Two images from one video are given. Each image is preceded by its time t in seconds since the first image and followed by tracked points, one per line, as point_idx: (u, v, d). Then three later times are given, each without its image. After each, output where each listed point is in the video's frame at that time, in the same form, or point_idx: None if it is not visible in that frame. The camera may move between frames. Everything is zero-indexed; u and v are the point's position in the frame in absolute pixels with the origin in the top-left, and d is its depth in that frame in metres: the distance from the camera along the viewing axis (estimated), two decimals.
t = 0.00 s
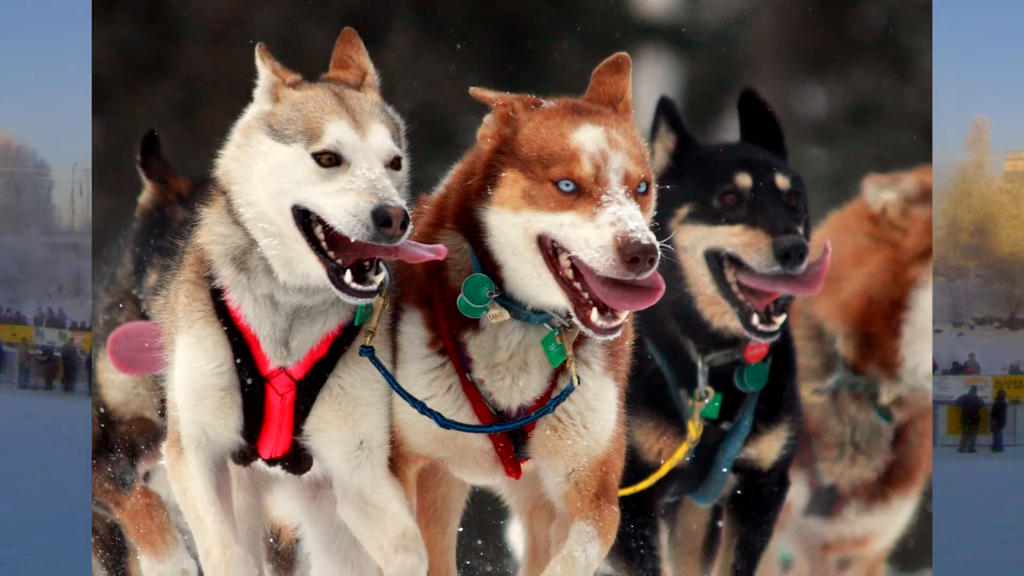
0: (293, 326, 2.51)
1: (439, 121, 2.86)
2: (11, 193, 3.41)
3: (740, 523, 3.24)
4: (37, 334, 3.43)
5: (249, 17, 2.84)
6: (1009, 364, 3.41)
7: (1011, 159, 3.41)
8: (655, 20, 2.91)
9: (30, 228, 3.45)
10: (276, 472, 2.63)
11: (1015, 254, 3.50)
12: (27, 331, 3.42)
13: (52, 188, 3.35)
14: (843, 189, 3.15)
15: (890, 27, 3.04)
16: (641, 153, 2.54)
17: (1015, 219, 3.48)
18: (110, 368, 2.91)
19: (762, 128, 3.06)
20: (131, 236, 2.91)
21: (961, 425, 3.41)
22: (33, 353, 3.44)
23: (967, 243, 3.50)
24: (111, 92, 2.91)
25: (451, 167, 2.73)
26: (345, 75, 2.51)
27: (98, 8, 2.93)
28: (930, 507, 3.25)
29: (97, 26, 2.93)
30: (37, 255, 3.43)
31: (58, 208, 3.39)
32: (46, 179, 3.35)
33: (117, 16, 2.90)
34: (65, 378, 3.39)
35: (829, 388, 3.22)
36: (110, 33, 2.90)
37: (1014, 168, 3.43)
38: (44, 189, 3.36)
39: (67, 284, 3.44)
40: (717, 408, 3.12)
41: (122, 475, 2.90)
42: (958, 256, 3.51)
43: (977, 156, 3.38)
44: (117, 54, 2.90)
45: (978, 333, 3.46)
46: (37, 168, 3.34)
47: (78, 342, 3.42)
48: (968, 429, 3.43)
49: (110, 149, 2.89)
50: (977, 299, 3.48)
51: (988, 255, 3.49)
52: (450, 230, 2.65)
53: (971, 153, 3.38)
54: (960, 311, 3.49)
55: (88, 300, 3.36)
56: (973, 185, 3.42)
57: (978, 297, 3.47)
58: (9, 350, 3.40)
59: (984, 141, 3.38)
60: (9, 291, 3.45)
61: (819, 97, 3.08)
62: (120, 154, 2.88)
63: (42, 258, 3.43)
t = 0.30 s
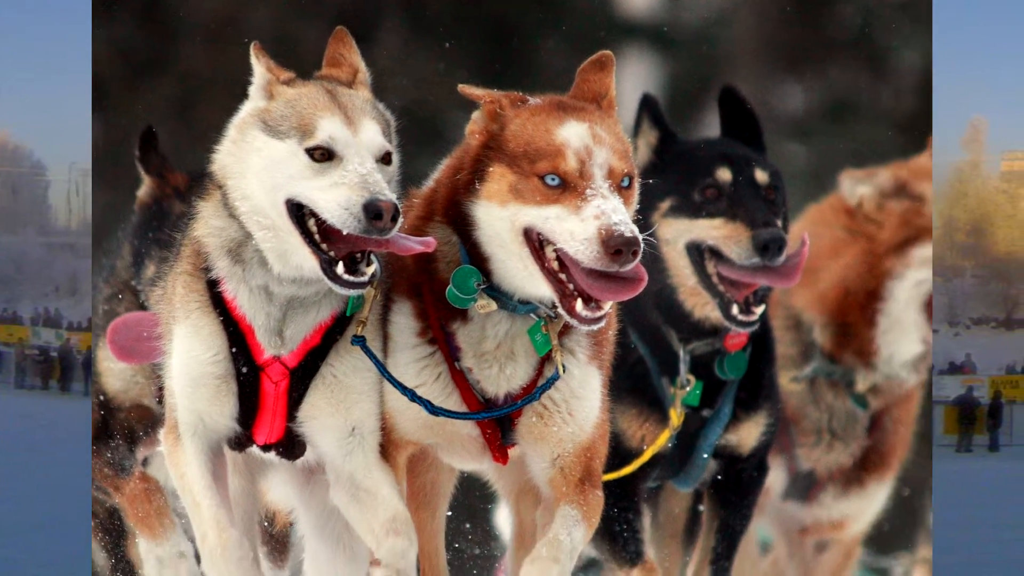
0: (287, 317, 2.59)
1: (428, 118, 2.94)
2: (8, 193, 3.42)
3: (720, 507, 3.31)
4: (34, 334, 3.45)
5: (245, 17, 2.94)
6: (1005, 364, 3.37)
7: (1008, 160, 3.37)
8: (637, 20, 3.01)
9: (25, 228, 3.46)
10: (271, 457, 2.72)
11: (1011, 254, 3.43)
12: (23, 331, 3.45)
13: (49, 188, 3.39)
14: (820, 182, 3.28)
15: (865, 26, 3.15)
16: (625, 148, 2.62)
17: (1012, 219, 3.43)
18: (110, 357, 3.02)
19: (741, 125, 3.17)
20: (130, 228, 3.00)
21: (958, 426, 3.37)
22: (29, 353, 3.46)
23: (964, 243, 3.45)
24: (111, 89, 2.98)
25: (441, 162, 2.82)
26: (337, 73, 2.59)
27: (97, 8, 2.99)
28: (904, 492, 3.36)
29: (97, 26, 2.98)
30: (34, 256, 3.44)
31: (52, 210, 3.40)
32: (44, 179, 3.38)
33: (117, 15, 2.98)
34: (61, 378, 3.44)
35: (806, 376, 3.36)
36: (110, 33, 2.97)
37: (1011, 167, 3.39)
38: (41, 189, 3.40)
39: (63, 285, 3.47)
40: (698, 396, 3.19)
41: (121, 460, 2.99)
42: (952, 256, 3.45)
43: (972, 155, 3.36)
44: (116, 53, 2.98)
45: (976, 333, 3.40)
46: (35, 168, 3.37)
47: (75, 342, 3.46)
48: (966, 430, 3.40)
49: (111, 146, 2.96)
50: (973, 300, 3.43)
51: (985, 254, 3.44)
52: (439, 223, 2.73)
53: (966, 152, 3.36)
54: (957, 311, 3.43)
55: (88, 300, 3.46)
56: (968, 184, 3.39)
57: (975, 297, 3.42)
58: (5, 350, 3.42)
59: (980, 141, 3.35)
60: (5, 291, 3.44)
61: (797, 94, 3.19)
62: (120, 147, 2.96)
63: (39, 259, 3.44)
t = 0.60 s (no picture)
0: (281, 307, 2.67)
1: (419, 114, 3.03)
2: (5, 194, 3.55)
3: (701, 492, 3.41)
4: (29, 333, 3.57)
5: (241, 16, 3.04)
6: (1001, 364, 3.50)
7: (1004, 159, 3.47)
8: (620, 20, 3.13)
9: (23, 228, 3.58)
10: (265, 444, 2.80)
11: (1007, 254, 3.53)
12: (19, 331, 3.57)
13: (45, 188, 3.53)
14: (798, 177, 3.36)
15: (842, 26, 3.27)
16: (609, 144, 2.71)
17: (1009, 219, 3.52)
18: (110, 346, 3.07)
19: (722, 121, 3.25)
20: (129, 221, 3.11)
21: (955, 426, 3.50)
22: (26, 352, 3.57)
23: (961, 243, 3.56)
24: (110, 86, 3.10)
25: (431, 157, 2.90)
26: (330, 71, 2.67)
27: (96, 7, 3.10)
28: (880, 477, 3.49)
29: (97, 23, 3.11)
30: (32, 257, 3.56)
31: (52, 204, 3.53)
32: (38, 179, 3.53)
33: (115, 14, 3.09)
34: (58, 378, 3.54)
35: (785, 365, 3.43)
36: (110, 29, 3.08)
37: (1008, 168, 3.49)
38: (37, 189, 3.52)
39: (60, 285, 3.56)
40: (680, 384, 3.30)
41: (121, 447, 3.07)
42: (947, 256, 3.55)
43: (968, 154, 3.48)
44: (116, 51, 3.09)
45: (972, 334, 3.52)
46: (30, 168, 3.53)
47: (71, 342, 3.56)
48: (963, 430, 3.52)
49: (110, 141, 3.09)
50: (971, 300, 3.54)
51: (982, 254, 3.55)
52: (429, 217, 2.82)
53: (962, 151, 3.48)
54: (954, 312, 3.52)
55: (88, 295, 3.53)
56: (965, 183, 3.50)
57: (970, 297, 3.54)
58: (3, 351, 3.55)
59: (976, 141, 3.47)
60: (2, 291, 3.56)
61: (777, 91, 3.28)
62: (119, 144, 3.08)
63: (36, 258, 3.56)
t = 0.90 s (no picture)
0: (275, 299, 2.75)
1: (408, 110, 3.11)
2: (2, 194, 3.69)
3: (684, 478, 3.49)
4: (25, 334, 3.71)
5: (237, 15, 3.11)
6: (998, 364, 3.62)
7: (1001, 160, 3.63)
8: (605, 19, 3.22)
9: (19, 228, 3.72)
10: (260, 431, 2.88)
11: (1004, 254, 3.68)
12: (15, 331, 3.71)
13: (40, 188, 3.66)
14: (778, 172, 3.47)
15: (821, 25, 3.37)
16: (595, 139, 2.80)
17: (1004, 219, 3.68)
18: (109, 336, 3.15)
19: (704, 117, 3.35)
20: (128, 215, 3.19)
21: (951, 425, 3.63)
22: (22, 353, 3.72)
23: (956, 243, 3.69)
24: (110, 83, 3.18)
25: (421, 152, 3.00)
26: (323, 68, 2.76)
27: (96, 7, 3.19)
28: (858, 464, 3.59)
29: (98, 22, 3.20)
30: (30, 258, 3.71)
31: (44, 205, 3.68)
32: (34, 179, 3.66)
33: (114, 13, 3.19)
34: (53, 378, 3.66)
35: (766, 354, 3.55)
36: (110, 29, 3.19)
37: (1003, 168, 3.64)
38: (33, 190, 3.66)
39: (55, 285, 3.70)
40: (663, 373, 3.36)
41: (120, 434, 3.16)
42: (946, 256, 3.73)
43: (965, 155, 3.61)
44: (116, 50, 3.19)
45: (967, 334, 3.64)
46: (27, 169, 3.65)
47: (67, 342, 3.68)
48: (959, 430, 3.65)
49: (110, 137, 3.18)
50: (968, 299, 3.67)
51: (978, 254, 3.69)
52: (420, 210, 2.90)
53: (959, 151, 3.61)
54: (950, 313, 3.65)
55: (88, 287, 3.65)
56: (961, 184, 3.64)
57: (967, 297, 3.65)
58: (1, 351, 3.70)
59: (973, 141, 3.60)
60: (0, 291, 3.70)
61: (757, 89, 3.37)
62: (118, 139, 3.17)
63: (32, 258, 3.71)
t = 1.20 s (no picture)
0: (270, 290, 2.83)
1: (400, 107, 3.20)
2: None
3: (667, 464, 3.59)
4: (22, 333, 3.85)
5: (232, 15, 3.20)
6: (994, 364, 3.75)
7: (997, 160, 3.73)
8: (591, 19, 3.33)
9: (16, 228, 3.82)
10: (256, 419, 2.96)
11: (1000, 254, 3.78)
12: (11, 330, 3.84)
13: (37, 188, 3.76)
14: (759, 167, 3.54)
15: (801, 24, 3.48)
16: (581, 136, 2.88)
17: (1000, 218, 3.78)
18: (109, 327, 3.22)
19: (687, 114, 3.44)
20: (127, 210, 3.26)
21: (948, 425, 3.78)
22: (18, 352, 3.85)
23: (953, 242, 3.80)
24: (109, 81, 3.26)
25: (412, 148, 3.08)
26: (316, 66, 2.86)
27: (95, 7, 3.28)
28: (836, 451, 3.68)
29: (98, 22, 3.28)
30: (26, 257, 3.82)
31: (40, 205, 3.77)
32: (31, 178, 3.76)
33: (113, 13, 3.27)
34: (50, 378, 3.78)
35: (747, 345, 3.63)
36: (109, 29, 3.27)
37: (1000, 168, 3.74)
38: (30, 189, 3.76)
39: (52, 285, 3.81)
40: (647, 363, 3.49)
41: (119, 422, 3.24)
42: (943, 256, 3.80)
43: (962, 154, 3.72)
44: (114, 48, 3.27)
45: (965, 333, 3.75)
46: (24, 168, 3.75)
47: (63, 342, 3.81)
48: (957, 429, 3.79)
49: (111, 134, 3.25)
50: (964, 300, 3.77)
51: (974, 254, 3.79)
52: (411, 205, 2.99)
53: (956, 151, 3.72)
54: (946, 313, 3.76)
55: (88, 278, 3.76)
56: (958, 183, 3.76)
57: (963, 297, 3.77)
58: None
59: (969, 141, 3.71)
60: None
61: (739, 87, 3.46)
62: (117, 135, 3.25)
63: (27, 259, 3.83)
